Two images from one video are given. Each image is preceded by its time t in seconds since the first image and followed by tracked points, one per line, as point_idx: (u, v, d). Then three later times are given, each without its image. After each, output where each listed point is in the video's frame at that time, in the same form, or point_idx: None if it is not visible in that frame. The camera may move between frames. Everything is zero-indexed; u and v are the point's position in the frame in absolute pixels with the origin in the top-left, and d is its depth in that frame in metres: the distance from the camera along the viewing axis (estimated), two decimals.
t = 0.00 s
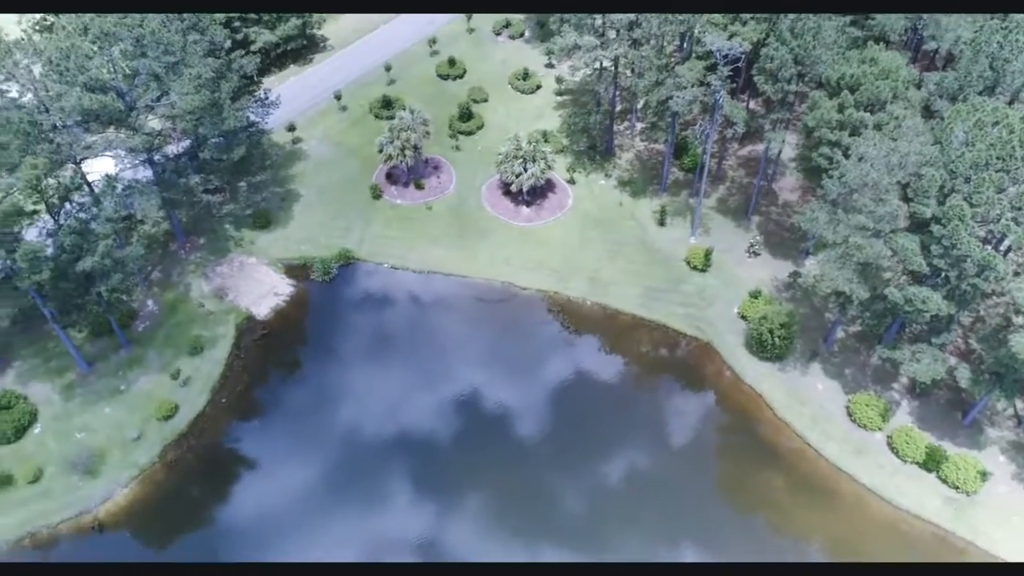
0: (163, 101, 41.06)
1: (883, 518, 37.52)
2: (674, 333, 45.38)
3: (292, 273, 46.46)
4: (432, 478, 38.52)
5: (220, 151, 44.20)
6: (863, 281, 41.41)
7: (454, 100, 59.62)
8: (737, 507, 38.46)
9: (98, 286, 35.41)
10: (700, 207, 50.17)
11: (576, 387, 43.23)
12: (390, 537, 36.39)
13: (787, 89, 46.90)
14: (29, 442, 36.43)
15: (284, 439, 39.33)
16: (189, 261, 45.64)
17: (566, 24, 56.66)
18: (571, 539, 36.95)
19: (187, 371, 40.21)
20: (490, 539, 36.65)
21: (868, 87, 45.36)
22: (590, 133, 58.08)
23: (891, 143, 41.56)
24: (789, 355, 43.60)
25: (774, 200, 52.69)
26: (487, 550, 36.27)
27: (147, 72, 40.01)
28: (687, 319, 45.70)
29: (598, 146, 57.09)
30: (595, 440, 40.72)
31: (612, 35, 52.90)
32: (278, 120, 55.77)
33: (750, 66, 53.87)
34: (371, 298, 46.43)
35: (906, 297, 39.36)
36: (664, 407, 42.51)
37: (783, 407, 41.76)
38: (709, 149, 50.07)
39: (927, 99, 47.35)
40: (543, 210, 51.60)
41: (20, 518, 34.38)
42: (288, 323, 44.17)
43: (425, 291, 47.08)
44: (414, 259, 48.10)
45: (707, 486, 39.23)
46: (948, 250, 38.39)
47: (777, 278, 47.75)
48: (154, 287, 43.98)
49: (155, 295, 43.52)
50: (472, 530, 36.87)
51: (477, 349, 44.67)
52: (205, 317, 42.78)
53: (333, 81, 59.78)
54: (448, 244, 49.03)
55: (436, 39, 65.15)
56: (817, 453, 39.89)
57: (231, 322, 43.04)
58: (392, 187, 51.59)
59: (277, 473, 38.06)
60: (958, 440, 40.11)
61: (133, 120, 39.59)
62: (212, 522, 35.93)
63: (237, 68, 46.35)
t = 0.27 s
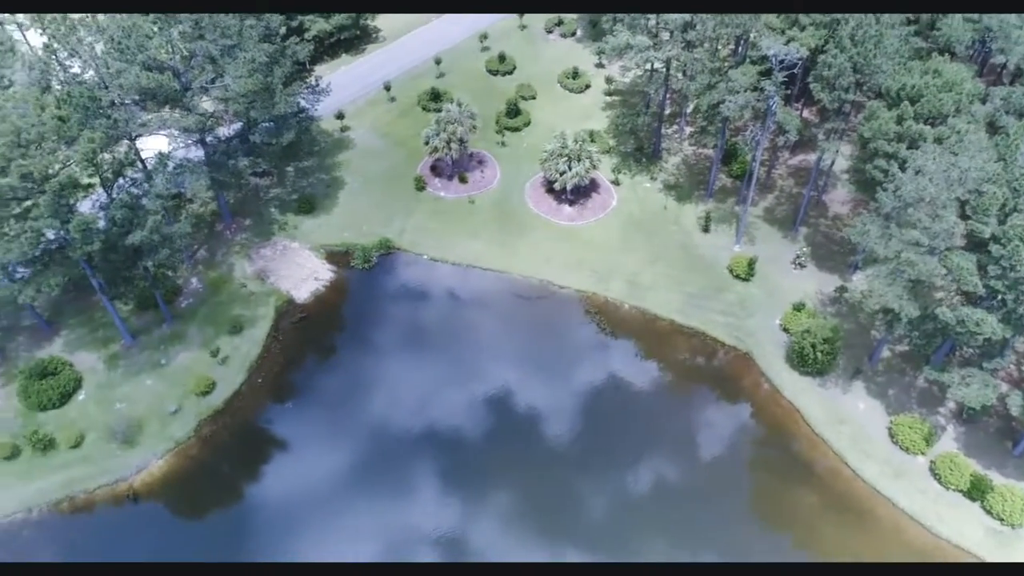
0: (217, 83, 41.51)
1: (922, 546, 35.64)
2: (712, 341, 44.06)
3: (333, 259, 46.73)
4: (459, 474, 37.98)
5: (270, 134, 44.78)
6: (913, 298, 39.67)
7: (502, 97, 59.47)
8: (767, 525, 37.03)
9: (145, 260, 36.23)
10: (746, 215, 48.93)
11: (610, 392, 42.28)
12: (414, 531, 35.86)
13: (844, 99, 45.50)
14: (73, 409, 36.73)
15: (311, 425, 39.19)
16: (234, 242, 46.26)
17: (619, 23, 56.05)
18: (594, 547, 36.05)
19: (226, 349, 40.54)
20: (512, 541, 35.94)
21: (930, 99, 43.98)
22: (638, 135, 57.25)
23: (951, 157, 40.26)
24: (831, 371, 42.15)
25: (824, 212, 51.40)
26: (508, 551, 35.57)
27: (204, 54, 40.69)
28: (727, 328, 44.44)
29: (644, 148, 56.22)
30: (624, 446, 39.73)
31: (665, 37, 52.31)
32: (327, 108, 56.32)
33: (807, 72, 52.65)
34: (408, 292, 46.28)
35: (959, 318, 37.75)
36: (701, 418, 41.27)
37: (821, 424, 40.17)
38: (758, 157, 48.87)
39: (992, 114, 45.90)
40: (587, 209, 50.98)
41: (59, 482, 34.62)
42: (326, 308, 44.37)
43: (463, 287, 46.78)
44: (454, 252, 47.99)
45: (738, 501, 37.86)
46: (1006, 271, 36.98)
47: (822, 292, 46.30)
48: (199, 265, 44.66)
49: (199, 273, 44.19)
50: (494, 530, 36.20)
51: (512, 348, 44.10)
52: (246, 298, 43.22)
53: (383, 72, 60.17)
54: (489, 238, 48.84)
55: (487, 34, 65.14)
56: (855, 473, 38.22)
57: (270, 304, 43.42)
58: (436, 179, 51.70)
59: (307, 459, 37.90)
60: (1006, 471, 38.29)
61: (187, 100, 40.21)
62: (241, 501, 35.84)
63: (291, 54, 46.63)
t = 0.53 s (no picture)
0: (278, 66, 42.30)
1: None
2: (757, 354, 43.04)
3: (381, 247, 47.09)
4: (492, 472, 37.39)
5: (327, 120, 45.44)
6: (975, 325, 37.86)
7: (557, 94, 59.17)
8: (806, 548, 35.70)
9: (198, 236, 37.19)
10: (801, 228, 47.52)
11: (650, 399, 41.29)
12: (442, 525, 35.26)
13: (912, 112, 44.01)
14: (122, 374, 37.36)
15: (347, 409, 39.14)
16: (285, 224, 46.97)
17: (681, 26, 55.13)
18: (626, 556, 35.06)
19: (271, 327, 41.08)
20: (542, 542, 35.22)
21: (1006, 116, 42.13)
22: (693, 140, 56.26)
23: None
24: (880, 394, 40.67)
25: (882, 229, 49.74)
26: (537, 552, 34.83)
27: (267, 37, 41.36)
28: (774, 342, 43.32)
29: (699, 154, 55.17)
30: (661, 455, 38.75)
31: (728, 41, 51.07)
32: (384, 97, 56.82)
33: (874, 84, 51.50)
34: (451, 285, 46.07)
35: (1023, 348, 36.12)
36: (744, 433, 39.91)
37: (866, 447, 38.80)
38: (817, 168, 47.40)
39: None
40: (636, 212, 50.25)
41: (105, 444, 35.27)
42: (371, 294, 44.69)
43: (507, 285, 46.31)
44: (500, 248, 47.91)
45: (776, 521, 36.57)
46: None
47: (875, 312, 44.77)
48: (250, 244, 45.46)
49: (250, 252, 44.96)
50: (524, 530, 35.53)
51: (552, 349, 43.38)
52: (293, 279, 43.82)
53: (441, 64, 60.45)
54: (536, 235, 48.62)
55: (546, 31, 64.92)
56: (899, 502, 36.79)
57: (317, 287, 43.92)
58: (486, 173, 51.68)
59: (342, 444, 37.73)
60: None
61: (248, 82, 41.07)
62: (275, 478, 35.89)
63: (351, 41, 47.03)
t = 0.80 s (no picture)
0: (340, 52, 42.58)
1: None
2: (803, 371, 41.52)
3: (429, 237, 47.28)
4: (522, 472, 36.89)
5: (384, 108, 45.83)
6: None
7: (615, 96, 58.55)
8: None
9: (253, 213, 37.80)
10: (859, 245, 45.90)
11: (688, 411, 40.33)
12: (470, 522, 34.79)
13: (986, 133, 41.73)
14: (170, 344, 38.10)
15: (382, 398, 39.27)
16: (337, 209, 47.50)
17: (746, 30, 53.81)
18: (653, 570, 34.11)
19: (316, 309, 41.50)
20: (569, 548, 34.49)
21: None
22: (752, 149, 54.93)
23: None
24: (933, 422, 38.68)
25: (945, 252, 47.72)
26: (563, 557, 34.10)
27: (331, 23, 41.84)
28: (822, 360, 41.75)
29: (757, 163, 53.76)
30: (696, 469, 37.72)
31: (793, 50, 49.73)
32: (441, 89, 57.10)
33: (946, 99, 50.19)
34: (494, 282, 45.90)
35: None
36: (787, 454, 38.45)
37: (914, 476, 36.86)
38: (879, 185, 45.60)
39: None
40: (688, 218, 49.11)
41: (151, 410, 35.91)
42: (416, 283, 44.96)
43: (551, 288, 45.85)
44: (548, 245, 47.51)
45: (813, 546, 35.09)
46: None
47: (933, 337, 42.87)
48: (301, 227, 46.09)
49: (301, 234, 45.57)
50: (551, 533, 34.84)
51: (593, 355, 42.72)
52: (341, 263, 44.21)
53: (500, 60, 60.48)
54: (585, 234, 48.09)
55: (608, 32, 64.40)
56: (946, 536, 34.86)
57: (363, 272, 44.26)
58: (538, 171, 51.38)
59: (376, 434, 37.72)
60: None
61: (311, 66, 41.43)
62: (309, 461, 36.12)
63: (413, 31, 47.40)
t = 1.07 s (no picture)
0: (400, 42, 42.81)
1: None
2: (852, 391, 40.00)
3: (477, 231, 47.27)
4: (554, 473, 36.44)
5: (441, 99, 46.14)
6: None
7: (673, 99, 57.68)
8: None
9: (306, 196, 38.32)
10: (918, 265, 44.04)
11: (728, 423, 39.26)
12: (498, 519, 34.57)
13: None
14: (219, 320, 38.82)
15: (419, 388, 39.32)
16: (387, 197, 47.89)
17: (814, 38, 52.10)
18: None
19: (361, 295, 41.84)
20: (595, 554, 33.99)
21: None
22: (811, 160, 53.42)
23: None
24: (987, 455, 36.89)
25: (1012, 278, 45.50)
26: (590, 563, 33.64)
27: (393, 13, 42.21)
28: (872, 382, 40.21)
29: (816, 175, 52.22)
30: (732, 484, 36.71)
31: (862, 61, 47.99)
32: (498, 84, 57.14)
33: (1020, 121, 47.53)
34: (538, 280, 45.53)
35: None
36: (829, 477, 37.04)
37: (963, 510, 35.26)
38: (944, 205, 43.72)
39: None
40: (741, 228, 47.99)
41: (197, 381, 36.71)
42: (461, 275, 44.98)
43: (595, 291, 45.12)
44: (595, 246, 46.92)
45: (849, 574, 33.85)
46: None
47: (992, 367, 40.88)
48: (352, 212, 46.59)
49: (351, 220, 46.05)
50: (579, 538, 34.36)
51: (633, 362, 41.88)
52: (388, 251, 44.53)
53: (559, 58, 60.23)
54: (633, 237, 47.35)
55: (670, 35, 63.55)
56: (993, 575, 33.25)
57: (409, 261, 44.49)
58: (590, 170, 50.88)
59: (410, 426, 37.69)
60: None
61: (370, 54, 41.64)
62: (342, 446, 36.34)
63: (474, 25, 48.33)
